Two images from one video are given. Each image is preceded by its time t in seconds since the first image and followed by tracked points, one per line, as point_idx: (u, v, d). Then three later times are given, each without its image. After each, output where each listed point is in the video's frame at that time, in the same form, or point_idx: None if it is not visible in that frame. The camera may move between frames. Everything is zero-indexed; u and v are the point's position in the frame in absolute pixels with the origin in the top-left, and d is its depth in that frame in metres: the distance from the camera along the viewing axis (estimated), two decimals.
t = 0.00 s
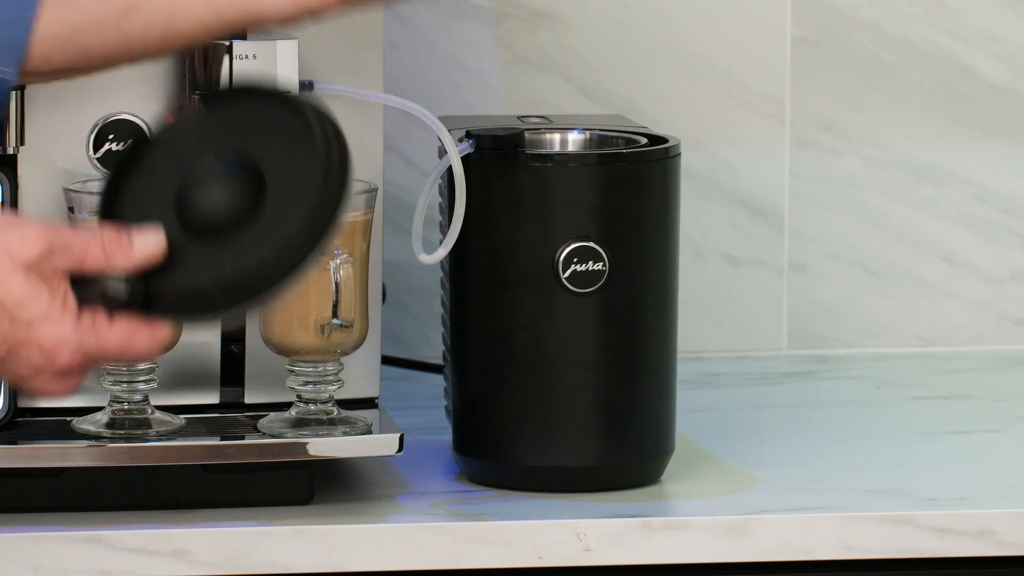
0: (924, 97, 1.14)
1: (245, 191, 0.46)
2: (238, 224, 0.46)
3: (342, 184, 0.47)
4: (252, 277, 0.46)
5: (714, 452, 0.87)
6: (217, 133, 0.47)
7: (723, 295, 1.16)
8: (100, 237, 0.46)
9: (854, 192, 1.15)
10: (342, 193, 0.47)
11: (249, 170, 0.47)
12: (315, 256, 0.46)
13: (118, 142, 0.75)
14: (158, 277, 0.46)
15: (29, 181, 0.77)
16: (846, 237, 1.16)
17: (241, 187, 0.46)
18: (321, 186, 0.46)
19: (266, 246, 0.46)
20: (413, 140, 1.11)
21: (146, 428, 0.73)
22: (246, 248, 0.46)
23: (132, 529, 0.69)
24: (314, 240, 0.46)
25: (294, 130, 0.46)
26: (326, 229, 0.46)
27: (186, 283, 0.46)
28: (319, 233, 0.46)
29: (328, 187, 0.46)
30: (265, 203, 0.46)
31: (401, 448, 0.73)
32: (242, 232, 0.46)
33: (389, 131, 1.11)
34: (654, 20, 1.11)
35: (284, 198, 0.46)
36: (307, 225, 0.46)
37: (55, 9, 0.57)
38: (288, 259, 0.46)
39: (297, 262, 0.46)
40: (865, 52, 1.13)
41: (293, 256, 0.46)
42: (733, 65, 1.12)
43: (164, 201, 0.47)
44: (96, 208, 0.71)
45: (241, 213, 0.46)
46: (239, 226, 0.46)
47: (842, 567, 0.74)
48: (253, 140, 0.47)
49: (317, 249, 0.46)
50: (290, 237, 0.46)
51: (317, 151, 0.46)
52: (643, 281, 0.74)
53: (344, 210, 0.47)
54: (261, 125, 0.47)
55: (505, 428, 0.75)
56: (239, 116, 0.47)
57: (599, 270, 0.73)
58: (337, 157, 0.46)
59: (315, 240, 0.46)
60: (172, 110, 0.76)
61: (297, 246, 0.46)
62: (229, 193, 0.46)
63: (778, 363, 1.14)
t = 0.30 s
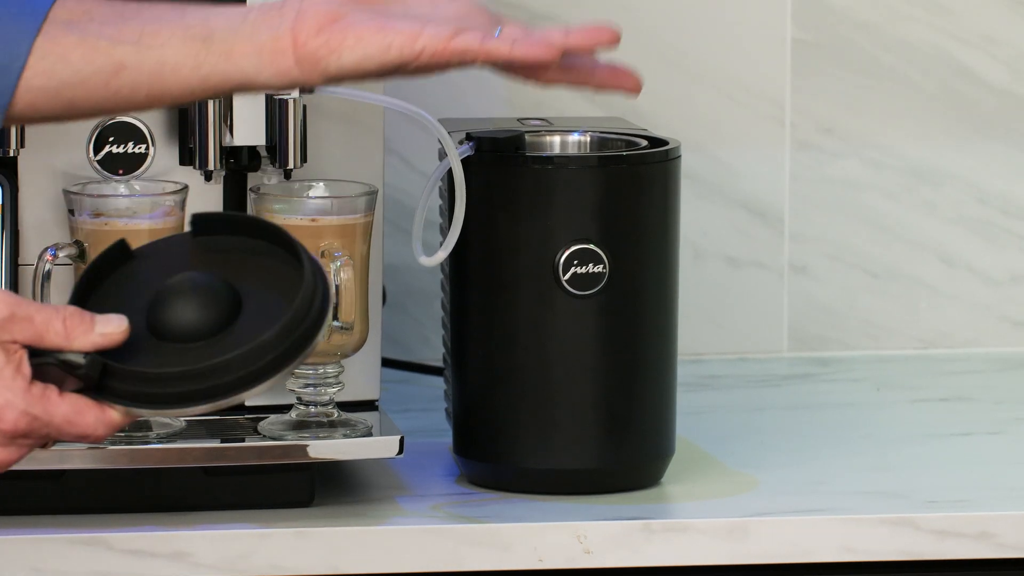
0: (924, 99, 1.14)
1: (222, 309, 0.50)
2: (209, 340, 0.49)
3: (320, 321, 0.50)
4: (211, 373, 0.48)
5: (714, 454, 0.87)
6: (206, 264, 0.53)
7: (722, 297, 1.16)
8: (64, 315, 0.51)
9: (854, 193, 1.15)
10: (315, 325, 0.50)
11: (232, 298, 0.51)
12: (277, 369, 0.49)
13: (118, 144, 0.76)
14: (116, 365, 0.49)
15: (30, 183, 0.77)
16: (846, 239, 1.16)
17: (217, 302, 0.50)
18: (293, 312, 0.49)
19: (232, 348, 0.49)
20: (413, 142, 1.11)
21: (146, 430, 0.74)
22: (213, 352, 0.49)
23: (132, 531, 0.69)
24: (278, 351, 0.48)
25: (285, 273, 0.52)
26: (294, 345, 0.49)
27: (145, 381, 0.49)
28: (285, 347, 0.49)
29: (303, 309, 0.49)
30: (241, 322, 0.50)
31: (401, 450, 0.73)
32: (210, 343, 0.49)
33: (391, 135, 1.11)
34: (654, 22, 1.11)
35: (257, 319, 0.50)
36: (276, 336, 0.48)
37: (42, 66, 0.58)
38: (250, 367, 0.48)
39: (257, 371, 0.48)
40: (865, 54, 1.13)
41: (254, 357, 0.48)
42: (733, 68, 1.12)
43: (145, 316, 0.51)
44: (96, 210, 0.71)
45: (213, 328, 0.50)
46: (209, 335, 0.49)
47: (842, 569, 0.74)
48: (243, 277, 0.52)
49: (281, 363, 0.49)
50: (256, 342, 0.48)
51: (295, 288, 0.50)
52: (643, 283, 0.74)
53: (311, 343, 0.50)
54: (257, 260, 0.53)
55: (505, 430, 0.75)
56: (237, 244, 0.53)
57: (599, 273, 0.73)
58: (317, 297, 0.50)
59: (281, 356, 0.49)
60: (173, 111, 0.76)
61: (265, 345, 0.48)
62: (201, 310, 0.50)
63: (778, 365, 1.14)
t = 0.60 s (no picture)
0: (924, 100, 1.14)
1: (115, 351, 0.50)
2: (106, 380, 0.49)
3: (211, 371, 0.51)
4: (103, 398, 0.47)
5: (714, 455, 0.87)
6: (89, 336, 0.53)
7: (723, 298, 1.16)
8: None
9: (855, 193, 1.15)
10: (204, 372, 0.50)
11: (127, 351, 0.51)
12: (168, 402, 0.48)
13: (118, 144, 0.76)
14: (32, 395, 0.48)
15: (30, 183, 0.77)
16: (847, 240, 1.16)
17: (106, 346, 0.50)
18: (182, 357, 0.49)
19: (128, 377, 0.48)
20: (413, 143, 1.11)
21: (147, 431, 0.74)
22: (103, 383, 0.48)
23: (132, 532, 0.69)
24: (173, 384, 0.48)
25: (179, 334, 0.52)
26: (185, 382, 0.49)
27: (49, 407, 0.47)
28: (179, 383, 0.48)
29: (194, 352, 0.50)
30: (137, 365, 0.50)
31: (401, 451, 0.73)
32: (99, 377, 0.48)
33: (392, 136, 1.11)
34: (654, 23, 1.11)
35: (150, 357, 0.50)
36: (169, 368, 0.48)
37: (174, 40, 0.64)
38: (159, 389, 0.48)
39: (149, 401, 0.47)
40: (865, 55, 1.13)
41: (147, 385, 0.47)
42: (733, 69, 1.12)
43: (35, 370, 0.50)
44: (97, 211, 0.71)
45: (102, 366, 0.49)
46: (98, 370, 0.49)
47: (842, 569, 0.74)
48: (133, 335, 0.52)
49: (173, 397, 0.48)
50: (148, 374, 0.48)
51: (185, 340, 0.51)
52: (643, 283, 0.74)
53: (201, 388, 0.50)
54: (149, 324, 0.53)
55: (505, 430, 0.75)
56: (129, 315, 0.54)
57: (599, 273, 0.73)
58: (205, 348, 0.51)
59: (174, 388, 0.48)
60: (173, 112, 0.77)
61: (159, 375, 0.48)
62: (94, 360, 0.49)
63: (778, 366, 1.14)
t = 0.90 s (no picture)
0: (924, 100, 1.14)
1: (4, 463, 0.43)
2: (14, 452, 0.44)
3: (119, 482, 0.44)
4: None
5: (714, 455, 0.87)
6: None
7: (723, 298, 1.16)
8: None
9: (855, 193, 1.15)
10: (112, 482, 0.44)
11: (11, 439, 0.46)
12: (68, 509, 0.41)
13: (118, 144, 0.76)
14: None
15: (30, 183, 0.77)
16: (846, 240, 1.16)
17: None
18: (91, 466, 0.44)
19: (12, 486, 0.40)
20: (413, 143, 1.11)
21: (146, 431, 0.73)
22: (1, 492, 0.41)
23: (132, 532, 0.69)
24: (70, 493, 0.41)
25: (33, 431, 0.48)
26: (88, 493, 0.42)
27: None
28: (86, 491, 0.42)
29: (102, 459, 0.44)
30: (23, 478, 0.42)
31: (401, 451, 0.73)
32: None
33: (392, 136, 1.11)
34: (654, 23, 1.11)
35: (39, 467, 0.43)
36: (61, 475, 0.41)
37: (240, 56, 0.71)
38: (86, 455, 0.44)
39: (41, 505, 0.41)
40: (865, 55, 1.13)
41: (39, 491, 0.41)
42: (733, 69, 1.12)
43: None
44: (97, 211, 0.71)
45: None
46: None
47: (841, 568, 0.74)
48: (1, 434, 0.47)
49: (71, 506, 0.41)
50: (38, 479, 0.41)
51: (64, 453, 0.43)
52: (643, 283, 0.74)
53: (100, 502, 0.42)
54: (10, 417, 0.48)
55: (505, 430, 0.75)
56: None
57: (599, 273, 0.73)
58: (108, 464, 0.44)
59: (80, 497, 0.42)
60: (173, 112, 0.77)
61: (55, 480, 0.41)
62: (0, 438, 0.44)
63: (777, 366, 1.14)
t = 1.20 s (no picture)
0: (924, 100, 1.14)
1: (47, 440, 0.55)
2: None
3: (95, 482, 0.52)
4: None
5: (714, 455, 0.87)
6: None
7: (723, 298, 1.16)
8: None
9: (855, 193, 1.15)
10: (89, 480, 0.51)
11: None
12: (48, 506, 0.49)
13: (118, 144, 0.76)
14: None
15: (30, 183, 0.77)
16: (846, 240, 1.16)
17: (4, 452, 0.52)
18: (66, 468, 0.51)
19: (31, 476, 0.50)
20: (413, 143, 1.11)
21: (146, 431, 0.73)
22: (49, 463, 0.53)
23: (132, 532, 0.69)
24: (49, 492, 0.49)
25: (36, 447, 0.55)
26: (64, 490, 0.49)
27: None
28: (62, 491, 0.49)
29: (79, 460, 0.51)
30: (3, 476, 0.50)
31: (401, 451, 0.73)
32: (46, 461, 0.53)
33: (393, 136, 1.10)
34: (654, 23, 1.11)
35: (71, 448, 0.53)
36: (41, 476, 0.49)
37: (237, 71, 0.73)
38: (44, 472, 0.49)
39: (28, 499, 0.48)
40: (865, 55, 1.13)
41: (21, 488, 0.48)
42: (733, 69, 1.12)
43: None
44: (97, 211, 0.71)
45: (38, 461, 0.53)
46: (45, 457, 0.54)
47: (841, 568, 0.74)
48: None
49: (51, 504, 0.49)
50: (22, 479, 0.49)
51: (75, 445, 0.53)
52: (643, 283, 0.74)
53: (80, 500, 0.50)
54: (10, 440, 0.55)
55: (504, 430, 0.75)
56: None
57: (599, 273, 0.73)
58: (84, 464, 0.51)
59: (61, 495, 0.49)
60: (173, 112, 0.77)
61: (33, 480, 0.48)
62: None
63: (777, 366, 1.14)
